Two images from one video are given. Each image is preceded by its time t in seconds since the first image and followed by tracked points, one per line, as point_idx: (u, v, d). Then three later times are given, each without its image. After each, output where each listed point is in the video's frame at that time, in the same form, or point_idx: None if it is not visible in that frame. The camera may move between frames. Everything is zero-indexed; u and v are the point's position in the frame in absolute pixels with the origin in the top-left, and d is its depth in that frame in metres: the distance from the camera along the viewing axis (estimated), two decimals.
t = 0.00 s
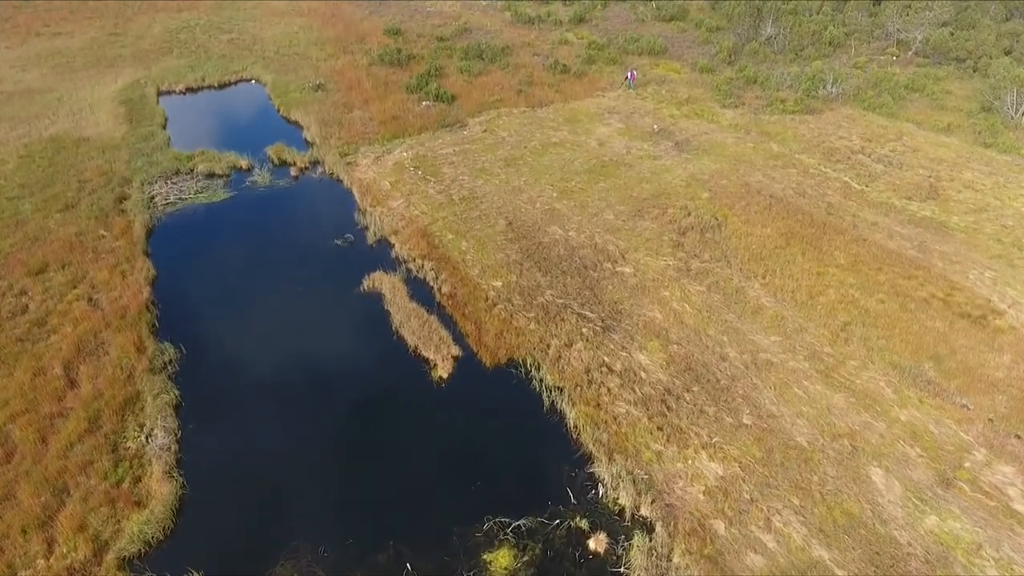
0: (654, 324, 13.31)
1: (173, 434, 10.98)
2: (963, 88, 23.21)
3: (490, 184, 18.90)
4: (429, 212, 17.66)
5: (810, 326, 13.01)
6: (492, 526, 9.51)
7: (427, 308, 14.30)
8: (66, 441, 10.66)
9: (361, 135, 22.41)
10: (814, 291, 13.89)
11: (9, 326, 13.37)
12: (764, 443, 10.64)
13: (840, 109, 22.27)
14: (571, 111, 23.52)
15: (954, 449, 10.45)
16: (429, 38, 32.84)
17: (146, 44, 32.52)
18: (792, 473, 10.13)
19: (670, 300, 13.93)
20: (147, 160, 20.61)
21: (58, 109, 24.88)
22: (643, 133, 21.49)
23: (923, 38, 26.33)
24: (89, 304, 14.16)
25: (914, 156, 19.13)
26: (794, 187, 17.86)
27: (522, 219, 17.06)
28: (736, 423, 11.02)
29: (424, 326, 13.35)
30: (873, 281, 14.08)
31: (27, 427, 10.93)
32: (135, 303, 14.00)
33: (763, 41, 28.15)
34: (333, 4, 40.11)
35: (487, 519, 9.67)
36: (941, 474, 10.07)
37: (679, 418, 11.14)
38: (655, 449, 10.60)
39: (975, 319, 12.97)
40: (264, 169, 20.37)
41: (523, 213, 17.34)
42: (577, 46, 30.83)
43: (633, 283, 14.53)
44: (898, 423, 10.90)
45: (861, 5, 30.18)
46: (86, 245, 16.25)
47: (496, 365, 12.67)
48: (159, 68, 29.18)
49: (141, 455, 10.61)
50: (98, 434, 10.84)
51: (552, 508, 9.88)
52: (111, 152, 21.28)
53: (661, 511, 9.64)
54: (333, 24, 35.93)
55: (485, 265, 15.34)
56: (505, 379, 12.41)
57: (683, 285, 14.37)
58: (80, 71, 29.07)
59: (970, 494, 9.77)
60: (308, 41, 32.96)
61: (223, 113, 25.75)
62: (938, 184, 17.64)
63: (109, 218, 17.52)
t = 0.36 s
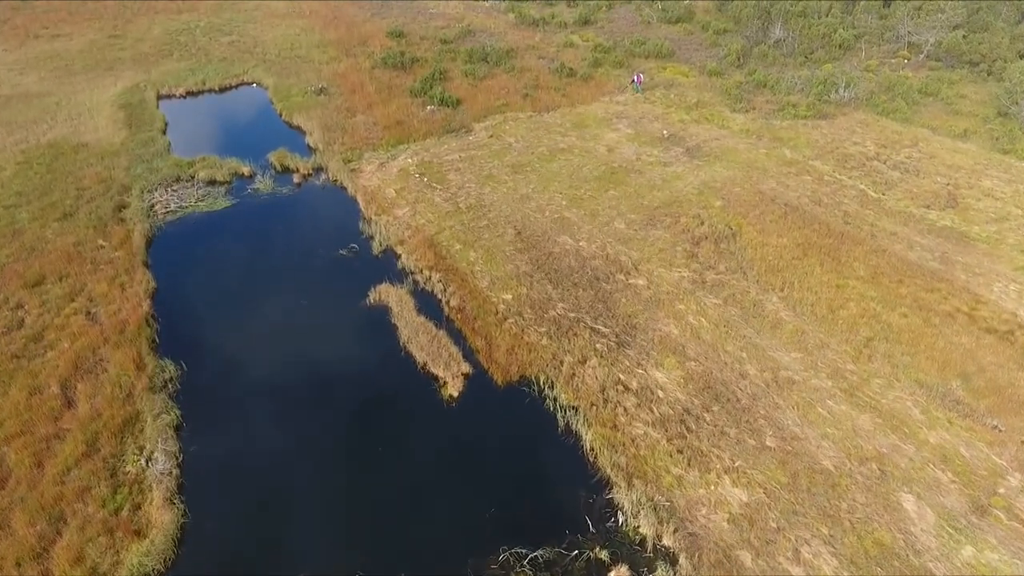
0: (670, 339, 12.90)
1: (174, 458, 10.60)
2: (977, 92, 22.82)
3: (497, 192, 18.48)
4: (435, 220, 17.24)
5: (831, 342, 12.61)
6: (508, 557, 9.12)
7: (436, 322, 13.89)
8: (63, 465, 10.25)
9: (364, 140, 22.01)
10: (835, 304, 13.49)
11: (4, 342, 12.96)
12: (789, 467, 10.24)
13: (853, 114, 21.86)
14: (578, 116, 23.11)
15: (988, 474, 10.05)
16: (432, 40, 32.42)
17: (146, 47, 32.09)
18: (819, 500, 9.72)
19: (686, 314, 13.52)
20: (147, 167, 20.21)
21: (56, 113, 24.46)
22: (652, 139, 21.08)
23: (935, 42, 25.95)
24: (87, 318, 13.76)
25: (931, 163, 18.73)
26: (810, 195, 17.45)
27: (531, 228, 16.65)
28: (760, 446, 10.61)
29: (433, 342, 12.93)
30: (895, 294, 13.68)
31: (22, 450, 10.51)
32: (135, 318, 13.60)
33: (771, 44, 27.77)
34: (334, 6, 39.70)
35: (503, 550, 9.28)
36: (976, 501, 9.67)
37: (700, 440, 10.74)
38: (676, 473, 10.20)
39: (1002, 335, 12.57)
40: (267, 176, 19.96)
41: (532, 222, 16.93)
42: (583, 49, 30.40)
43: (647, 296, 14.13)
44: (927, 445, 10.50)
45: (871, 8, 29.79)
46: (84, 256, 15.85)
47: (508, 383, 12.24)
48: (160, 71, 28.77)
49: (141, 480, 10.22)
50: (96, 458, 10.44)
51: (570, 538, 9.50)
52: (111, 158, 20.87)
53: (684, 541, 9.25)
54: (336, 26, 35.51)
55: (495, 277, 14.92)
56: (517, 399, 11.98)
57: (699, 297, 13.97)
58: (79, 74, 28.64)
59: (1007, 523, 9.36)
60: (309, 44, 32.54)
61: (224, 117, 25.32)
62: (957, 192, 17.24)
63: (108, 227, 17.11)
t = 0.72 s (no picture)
0: (688, 356, 12.49)
1: (175, 484, 10.22)
2: (992, 97, 22.43)
3: (506, 200, 18.07)
4: (443, 229, 16.83)
5: (855, 359, 12.20)
6: None
7: (445, 337, 13.48)
8: (60, 491, 9.86)
9: (369, 146, 21.61)
10: (856, 319, 13.08)
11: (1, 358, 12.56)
12: (816, 493, 9.84)
13: (867, 119, 21.45)
14: (586, 121, 22.71)
15: None
16: (436, 43, 32.02)
17: (147, 49, 31.70)
18: (849, 528, 9.32)
19: (703, 329, 13.11)
20: (147, 174, 19.79)
21: (55, 118, 24.06)
22: (662, 145, 20.67)
23: (948, 45, 25.57)
24: (85, 333, 13.37)
25: (949, 170, 18.32)
26: (826, 203, 17.04)
27: (541, 238, 16.25)
28: (785, 470, 10.20)
29: (443, 358, 12.51)
30: (918, 308, 13.28)
31: (18, 475, 10.11)
32: (135, 333, 13.20)
33: (781, 47, 27.41)
34: (337, 8, 39.33)
35: None
36: (1013, 531, 9.27)
37: (722, 464, 10.33)
38: (699, 500, 9.81)
39: None
40: (270, 183, 19.55)
41: (542, 232, 16.52)
42: (589, 51, 29.99)
43: (662, 309, 13.72)
44: (959, 470, 10.10)
45: (881, 10, 29.39)
46: (83, 267, 15.44)
47: (520, 402, 11.82)
48: (160, 74, 28.35)
49: (141, 507, 9.83)
50: (94, 483, 10.03)
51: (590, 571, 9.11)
52: (110, 164, 20.46)
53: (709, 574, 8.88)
54: (338, 28, 35.10)
55: (505, 289, 14.51)
56: (531, 419, 11.55)
57: (716, 311, 13.56)
58: (78, 77, 28.25)
59: None
60: (312, 46, 32.14)
61: (225, 122, 24.90)
62: (977, 201, 16.85)
63: (108, 237, 16.70)
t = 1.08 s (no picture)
0: (708, 373, 12.07)
1: (179, 509, 9.84)
2: (1011, 102, 21.99)
3: (516, 208, 17.66)
4: (452, 238, 16.43)
5: (882, 377, 11.78)
6: None
7: (456, 352, 13.07)
8: (59, 517, 9.47)
9: (376, 151, 21.21)
10: (882, 334, 12.66)
11: None
12: (848, 521, 9.43)
13: (884, 124, 21.03)
14: (597, 126, 22.29)
15: None
16: (442, 45, 31.62)
17: (149, 51, 31.33)
18: (884, 560, 8.92)
19: (724, 345, 12.69)
20: (150, 180, 19.40)
21: (57, 122, 23.68)
22: (675, 151, 20.24)
23: (965, 48, 25.12)
24: (86, 347, 12.98)
25: (971, 178, 17.89)
26: (845, 212, 16.61)
27: (554, 248, 15.84)
28: (814, 497, 9.79)
29: (455, 376, 12.09)
30: (946, 324, 12.87)
31: (16, 500, 9.73)
32: (137, 347, 12.81)
33: (793, 50, 27.00)
34: (341, 9, 38.95)
35: None
36: None
37: (749, 490, 9.92)
38: (725, 529, 9.41)
39: None
40: (275, 190, 19.16)
41: (554, 241, 16.11)
42: (598, 54, 29.58)
43: (681, 324, 13.30)
44: (996, 497, 9.69)
45: (895, 13, 28.95)
46: (84, 278, 15.06)
47: (536, 421, 11.40)
48: (163, 77, 27.97)
49: (144, 535, 9.46)
50: (95, 509, 9.65)
51: None
52: (112, 170, 20.06)
53: None
54: (343, 30, 34.71)
55: (518, 302, 14.10)
56: (547, 440, 11.14)
57: (736, 326, 13.14)
58: (80, 80, 27.88)
59: None
60: (316, 49, 31.76)
61: (229, 126, 24.50)
62: (1001, 211, 16.43)
63: (110, 246, 16.31)
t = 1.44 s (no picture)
0: (731, 392, 11.66)
1: (183, 536, 9.50)
2: None
3: (528, 216, 17.26)
4: (463, 248, 16.03)
5: (912, 398, 11.35)
6: None
7: (469, 368, 12.67)
8: (59, 545, 9.09)
9: (384, 157, 20.83)
10: (911, 352, 12.22)
11: None
12: (884, 553, 9.00)
13: (903, 131, 20.57)
14: (609, 131, 21.87)
15: None
16: (450, 48, 31.23)
17: (154, 54, 30.98)
18: None
19: (746, 362, 12.27)
20: (155, 186, 19.04)
21: (61, 126, 23.34)
22: (690, 157, 19.81)
23: (984, 52, 24.63)
24: (88, 361, 12.61)
25: (995, 186, 17.43)
26: (867, 222, 16.16)
27: (568, 258, 15.43)
28: (847, 526, 9.37)
29: (469, 393, 11.69)
30: (976, 341, 12.44)
31: (15, 525, 9.35)
32: (141, 362, 12.43)
33: (807, 53, 26.54)
34: (347, 11, 38.58)
35: None
36: None
37: (778, 518, 9.50)
38: (754, 561, 8.99)
39: None
40: (281, 197, 18.78)
41: (568, 252, 15.71)
42: (608, 57, 29.13)
43: (701, 339, 12.89)
44: None
45: (911, 16, 28.45)
46: (87, 288, 14.70)
47: (553, 442, 10.99)
48: (168, 80, 27.63)
49: (146, 563, 9.11)
50: (96, 535, 9.29)
51: None
52: (116, 176, 19.72)
53: None
54: (349, 32, 34.35)
55: (532, 315, 13.69)
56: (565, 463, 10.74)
57: (759, 342, 12.72)
58: (84, 83, 27.54)
59: None
60: (322, 51, 31.39)
61: (235, 131, 24.16)
62: None
63: (113, 255, 15.96)
